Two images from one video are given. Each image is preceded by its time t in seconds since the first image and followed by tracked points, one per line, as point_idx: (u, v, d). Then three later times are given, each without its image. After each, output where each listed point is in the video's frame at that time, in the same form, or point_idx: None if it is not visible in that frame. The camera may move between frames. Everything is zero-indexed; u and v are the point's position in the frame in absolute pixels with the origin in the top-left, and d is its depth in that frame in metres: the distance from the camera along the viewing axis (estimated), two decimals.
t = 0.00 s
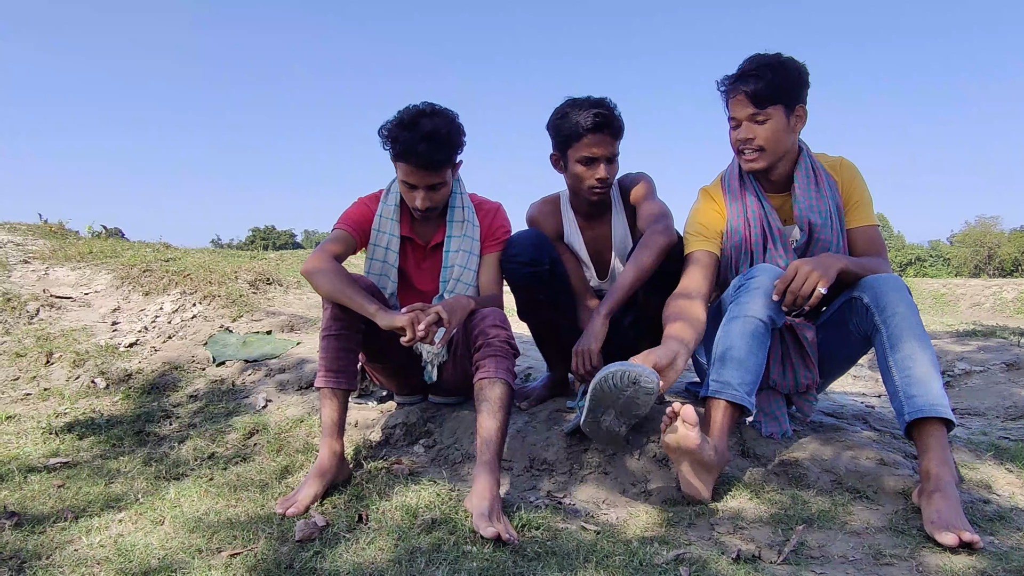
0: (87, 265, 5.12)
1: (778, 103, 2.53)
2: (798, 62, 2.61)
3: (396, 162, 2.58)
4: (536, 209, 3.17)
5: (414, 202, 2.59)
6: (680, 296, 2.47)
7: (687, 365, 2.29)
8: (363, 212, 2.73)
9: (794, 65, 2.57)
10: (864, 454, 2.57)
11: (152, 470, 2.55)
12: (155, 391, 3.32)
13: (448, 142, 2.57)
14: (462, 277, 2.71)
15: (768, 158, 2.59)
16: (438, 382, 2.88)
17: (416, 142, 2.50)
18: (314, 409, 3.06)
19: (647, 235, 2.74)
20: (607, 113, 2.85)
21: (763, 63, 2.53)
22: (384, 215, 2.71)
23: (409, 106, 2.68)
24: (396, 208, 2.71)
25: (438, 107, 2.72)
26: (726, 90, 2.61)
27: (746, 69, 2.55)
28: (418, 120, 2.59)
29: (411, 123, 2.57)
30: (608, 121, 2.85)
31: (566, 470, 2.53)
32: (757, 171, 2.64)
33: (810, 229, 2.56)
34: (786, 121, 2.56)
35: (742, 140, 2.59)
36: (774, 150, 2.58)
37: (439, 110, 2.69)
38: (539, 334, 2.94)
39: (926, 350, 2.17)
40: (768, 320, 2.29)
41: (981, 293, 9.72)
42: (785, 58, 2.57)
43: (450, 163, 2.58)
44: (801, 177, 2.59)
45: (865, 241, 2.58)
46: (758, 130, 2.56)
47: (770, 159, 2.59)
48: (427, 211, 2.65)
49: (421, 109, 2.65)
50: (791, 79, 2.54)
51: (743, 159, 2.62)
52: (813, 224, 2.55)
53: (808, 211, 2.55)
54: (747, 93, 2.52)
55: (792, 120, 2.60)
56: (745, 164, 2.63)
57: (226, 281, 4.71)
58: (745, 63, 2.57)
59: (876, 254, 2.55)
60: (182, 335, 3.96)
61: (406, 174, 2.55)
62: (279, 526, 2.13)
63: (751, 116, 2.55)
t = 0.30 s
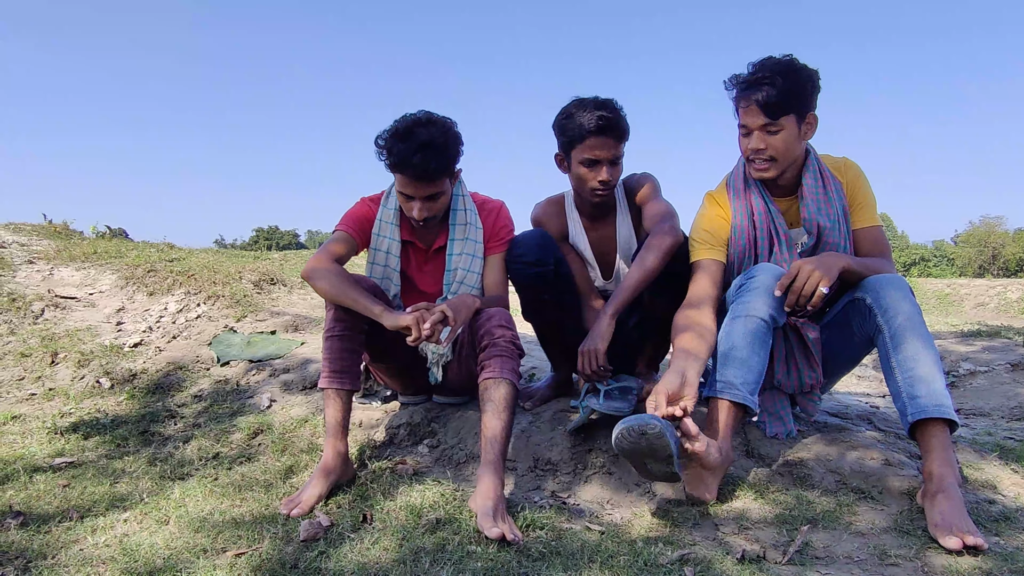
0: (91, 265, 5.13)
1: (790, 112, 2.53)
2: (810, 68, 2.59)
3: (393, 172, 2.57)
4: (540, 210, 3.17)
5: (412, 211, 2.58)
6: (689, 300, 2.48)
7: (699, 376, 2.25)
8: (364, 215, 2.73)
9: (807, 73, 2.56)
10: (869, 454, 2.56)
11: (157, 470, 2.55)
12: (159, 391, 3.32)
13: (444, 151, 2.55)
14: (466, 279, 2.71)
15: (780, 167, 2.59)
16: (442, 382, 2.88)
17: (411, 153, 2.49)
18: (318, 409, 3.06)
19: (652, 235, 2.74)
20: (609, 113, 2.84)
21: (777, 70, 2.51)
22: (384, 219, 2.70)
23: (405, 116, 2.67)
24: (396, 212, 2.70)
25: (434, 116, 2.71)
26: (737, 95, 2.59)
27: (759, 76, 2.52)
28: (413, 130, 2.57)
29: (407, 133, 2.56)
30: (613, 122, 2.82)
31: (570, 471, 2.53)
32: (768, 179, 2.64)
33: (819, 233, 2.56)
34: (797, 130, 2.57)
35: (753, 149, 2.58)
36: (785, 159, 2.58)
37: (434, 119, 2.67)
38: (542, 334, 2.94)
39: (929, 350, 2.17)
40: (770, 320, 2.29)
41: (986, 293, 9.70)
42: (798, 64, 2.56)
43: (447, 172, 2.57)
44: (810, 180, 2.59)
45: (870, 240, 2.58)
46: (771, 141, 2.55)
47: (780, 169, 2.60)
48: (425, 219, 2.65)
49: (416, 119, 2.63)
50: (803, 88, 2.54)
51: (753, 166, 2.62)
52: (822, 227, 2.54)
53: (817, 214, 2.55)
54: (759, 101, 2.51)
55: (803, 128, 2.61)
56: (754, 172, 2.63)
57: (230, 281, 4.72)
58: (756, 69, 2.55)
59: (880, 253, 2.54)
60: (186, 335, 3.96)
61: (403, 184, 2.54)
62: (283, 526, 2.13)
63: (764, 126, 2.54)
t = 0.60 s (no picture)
0: (96, 265, 5.15)
1: (804, 116, 2.52)
2: (823, 71, 2.59)
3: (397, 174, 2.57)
4: (546, 210, 3.17)
5: (416, 212, 2.58)
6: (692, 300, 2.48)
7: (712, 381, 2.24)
8: (369, 216, 2.73)
9: (821, 77, 2.56)
10: (874, 455, 2.56)
11: (162, 470, 2.56)
12: (164, 391, 3.33)
13: (446, 153, 2.55)
14: (470, 280, 2.72)
15: (790, 171, 2.60)
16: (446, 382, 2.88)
17: (413, 155, 2.48)
18: (323, 409, 3.07)
19: (656, 235, 2.74)
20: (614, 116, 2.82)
21: (793, 74, 2.50)
22: (388, 220, 2.70)
23: (409, 117, 2.68)
24: (401, 214, 2.70)
25: (439, 117, 2.70)
26: (751, 97, 2.57)
27: (774, 79, 2.50)
28: (417, 131, 2.57)
29: (410, 134, 2.56)
30: (617, 126, 2.80)
31: (575, 471, 2.53)
32: (775, 181, 2.64)
33: (825, 235, 2.56)
34: (809, 134, 2.57)
35: (766, 152, 2.56)
36: (796, 164, 2.58)
37: (439, 120, 2.67)
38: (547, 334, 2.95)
39: (933, 350, 2.16)
40: (771, 319, 2.29)
41: (991, 293, 9.68)
42: (812, 67, 2.55)
43: (450, 171, 2.57)
44: (817, 182, 2.59)
45: (874, 241, 2.57)
46: (784, 145, 2.54)
47: (790, 173, 2.60)
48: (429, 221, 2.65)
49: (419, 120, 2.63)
50: (817, 92, 2.53)
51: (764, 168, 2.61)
52: (828, 229, 2.54)
53: (823, 216, 2.55)
54: (773, 105, 2.49)
55: (815, 132, 2.61)
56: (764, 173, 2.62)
57: (234, 282, 4.73)
58: (771, 72, 2.53)
59: (883, 254, 2.54)
60: (191, 335, 3.97)
61: (406, 185, 2.54)
62: (289, 527, 2.14)
63: (779, 130, 2.53)
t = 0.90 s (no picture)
0: (101, 265, 5.17)
1: (817, 116, 2.52)
2: (836, 72, 2.58)
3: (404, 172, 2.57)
4: (550, 211, 3.17)
5: (423, 210, 2.58)
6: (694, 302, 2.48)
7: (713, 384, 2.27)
8: (374, 215, 2.74)
9: (834, 78, 2.55)
10: (879, 455, 2.55)
11: (167, 470, 2.56)
12: (169, 391, 3.34)
13: (455, 149, 2.56)
14: (474, 281, 2.71)
15: (801, 171, 2.59)
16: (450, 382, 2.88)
17: (422, 151, 2.50)
18: (327, 409, 3.08)
19: (662, 237, 2.72)
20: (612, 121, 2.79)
21: (806, 74, 2.49)
22: (394, 221, 2.70)
23: (416, 114, 2.68)
24: (406, 214, 2.70)
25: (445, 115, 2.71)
26: (763, 96, 2.56)
27: (788, 78, 2.49)
28: (424, 129, 2.58)
29: (418, 131, 2.57)
30: (613, 133, 2.75)
31: (579, 472, 2.53)
32: (785, 181, 2.64)
33: (830, 234, 2.54)
34: (821, 134, 2.57)
35: (777, 151, 2.56)
36: (807, 163, 2.58)
37: (445, 117, 2.68)
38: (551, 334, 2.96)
39: (937, 351, 2.16)
40: (775, 321, 2.28)
41: (995, 293, 9.66)
42: (826, 68, 2.54)
43: (459, 169, 2.59)
44: (824, 182, 2.59)
45: (880, 241, 2.57)
46: (797, 144, 2.54)
47: (802, 172, 2.59)
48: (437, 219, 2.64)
49: (427, 117, 2.64)
50: (830, 92, 2.53)
51: (776, 168, 2.60)
52: (833, 229, 2.53)
53: (828, 216, 2.55)
54: (787, 105, 2.48)
55: (826, 132, 2.61)
56: (775, 173, 2.62)
57: (238, 282, 4.74)
58: (785, 71, 2.51)
59: (889, 254, 2.53)
60: (195, 335, 3.98)
61: (414, 182, 2.54)
62: (293, 527, 2.14)
63: (792, 129, 2.52)
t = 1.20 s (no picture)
0: (106, 265, 5.18)
1: (828, 111, 2.52)
2: (847, 69, 2.59)
3: (451, 158, 2.60)
4: (554, 212, 3.16)
5: (471, 195, 2.65)
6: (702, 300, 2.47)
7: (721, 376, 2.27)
8: (381, 214, 2.73)
9: (845, 74, 2.56)
10: (884, 456, 2.55)
11: (173, 470, 2.57)
12: (174, 392, 3.34)
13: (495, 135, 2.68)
14: (479, 278, 2.72)
15: (812, 166, 2.59)
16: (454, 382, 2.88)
17: (476, 135, 2.59)
18: (332, 409, 3.08)
19: (671, 236, 2.71)
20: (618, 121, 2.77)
21: (816, 69, 2.50)
22: (402, 218, 2.71)
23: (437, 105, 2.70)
24: (414, 211, 2.72)
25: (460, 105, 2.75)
26: (774, 92, 2.57)
27: (798, 74, 2.50)
28: (463, 116, 2.62)
29: (459, 119, 2.62)
30: (617, 134, 2.74)
31: (584, 472, 2.53)
32: (794, 178, 2.63)
33: (834, 233, 2.55)
34: (832, 130, 2.57)
35: (788, 146, 2.56)
36: (818, 158, 2.58)
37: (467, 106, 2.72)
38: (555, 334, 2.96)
39: (943, 351, 2.15)
40: (777, 319, 2.28)
41: (999, 293, 9.63)
42: (837, 65, 2.55)
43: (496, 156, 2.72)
44: (832, 180, 2.59)
45: (886, 241, 2.56)
46: (807, 139, 2.54)
47: (812, 168, 2.59)
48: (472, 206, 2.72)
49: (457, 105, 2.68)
50: (841, 89, 2.53)
51: (786, 163, 2.59)
52: (838, 228, 2.54)
53: (834, 214, 2.55)
54: (800, 100, 2.48)
55: (836, 128, 2.61)
56: (785, 168, 2.61)
57: (243, 282, 4.74)
58: (798, 68, 2.52)
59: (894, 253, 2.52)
60: (200, 335, 3.99)
61: (465, 168, 2.61)
62: (299, 527, 2.14)
63: (802, 124, 2.52)
